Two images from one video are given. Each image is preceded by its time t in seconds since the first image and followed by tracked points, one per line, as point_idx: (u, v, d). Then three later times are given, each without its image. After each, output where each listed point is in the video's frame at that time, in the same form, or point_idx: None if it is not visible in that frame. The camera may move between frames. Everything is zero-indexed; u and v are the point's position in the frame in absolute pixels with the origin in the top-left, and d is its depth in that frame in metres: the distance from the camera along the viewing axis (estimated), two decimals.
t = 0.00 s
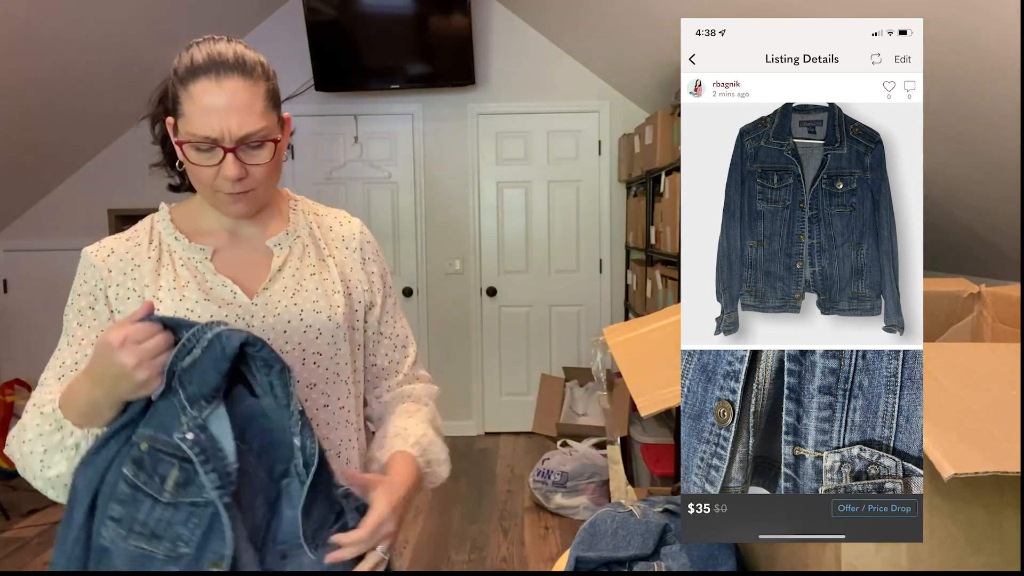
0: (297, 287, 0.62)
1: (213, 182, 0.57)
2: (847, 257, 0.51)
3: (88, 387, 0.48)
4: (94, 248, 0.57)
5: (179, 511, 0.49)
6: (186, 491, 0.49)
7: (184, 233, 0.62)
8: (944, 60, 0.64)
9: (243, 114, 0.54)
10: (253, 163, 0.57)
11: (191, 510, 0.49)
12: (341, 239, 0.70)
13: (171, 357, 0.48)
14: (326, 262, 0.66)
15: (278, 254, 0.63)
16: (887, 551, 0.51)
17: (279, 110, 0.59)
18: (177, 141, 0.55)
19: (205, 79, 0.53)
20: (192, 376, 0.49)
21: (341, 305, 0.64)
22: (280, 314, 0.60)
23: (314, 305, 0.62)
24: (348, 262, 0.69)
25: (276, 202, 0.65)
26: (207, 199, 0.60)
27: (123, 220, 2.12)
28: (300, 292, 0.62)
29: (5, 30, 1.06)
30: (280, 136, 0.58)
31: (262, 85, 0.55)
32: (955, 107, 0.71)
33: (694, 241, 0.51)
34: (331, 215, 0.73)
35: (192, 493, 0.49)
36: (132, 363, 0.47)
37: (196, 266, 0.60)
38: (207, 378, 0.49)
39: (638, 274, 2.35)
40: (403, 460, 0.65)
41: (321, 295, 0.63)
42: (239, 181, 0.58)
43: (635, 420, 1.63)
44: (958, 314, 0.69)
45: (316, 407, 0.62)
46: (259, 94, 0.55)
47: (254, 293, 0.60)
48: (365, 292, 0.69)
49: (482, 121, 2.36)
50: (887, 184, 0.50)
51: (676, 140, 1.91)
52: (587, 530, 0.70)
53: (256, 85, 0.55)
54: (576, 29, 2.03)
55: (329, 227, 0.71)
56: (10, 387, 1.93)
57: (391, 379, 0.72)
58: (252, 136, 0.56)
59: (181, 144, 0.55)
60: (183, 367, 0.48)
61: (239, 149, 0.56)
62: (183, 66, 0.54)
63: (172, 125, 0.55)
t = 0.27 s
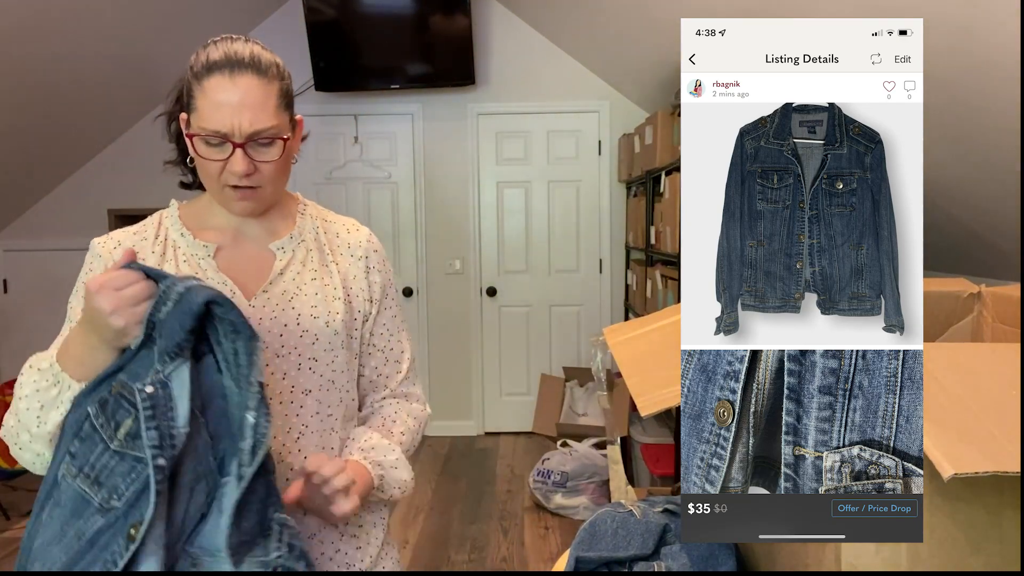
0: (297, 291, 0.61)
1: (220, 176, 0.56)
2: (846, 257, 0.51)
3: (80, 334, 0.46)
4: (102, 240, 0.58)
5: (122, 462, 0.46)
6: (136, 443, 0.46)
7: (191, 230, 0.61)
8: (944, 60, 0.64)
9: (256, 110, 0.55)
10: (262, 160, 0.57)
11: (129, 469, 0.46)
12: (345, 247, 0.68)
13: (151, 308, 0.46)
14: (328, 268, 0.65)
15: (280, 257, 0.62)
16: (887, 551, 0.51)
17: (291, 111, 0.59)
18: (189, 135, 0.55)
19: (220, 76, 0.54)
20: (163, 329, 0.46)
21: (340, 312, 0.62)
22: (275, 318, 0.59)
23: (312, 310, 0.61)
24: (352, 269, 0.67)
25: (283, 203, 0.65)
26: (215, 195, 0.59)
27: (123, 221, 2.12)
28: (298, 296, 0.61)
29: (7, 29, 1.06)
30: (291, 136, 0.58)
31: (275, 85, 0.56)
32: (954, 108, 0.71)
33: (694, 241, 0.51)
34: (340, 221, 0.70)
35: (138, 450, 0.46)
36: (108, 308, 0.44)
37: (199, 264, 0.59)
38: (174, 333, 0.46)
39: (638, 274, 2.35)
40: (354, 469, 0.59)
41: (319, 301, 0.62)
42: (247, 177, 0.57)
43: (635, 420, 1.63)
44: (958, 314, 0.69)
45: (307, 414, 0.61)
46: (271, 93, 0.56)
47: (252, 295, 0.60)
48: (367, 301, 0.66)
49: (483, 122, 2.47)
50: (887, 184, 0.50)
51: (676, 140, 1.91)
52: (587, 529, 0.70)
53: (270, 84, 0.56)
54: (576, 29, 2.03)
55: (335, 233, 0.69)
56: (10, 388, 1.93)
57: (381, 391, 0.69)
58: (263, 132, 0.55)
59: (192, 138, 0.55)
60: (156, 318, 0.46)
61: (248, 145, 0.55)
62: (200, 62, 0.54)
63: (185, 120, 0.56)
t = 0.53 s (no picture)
0: (292, 292, 0.61)
1: (220, 169, 0.56)
2: (846, 257, 0.51)
3: (44, 303, 0.46)
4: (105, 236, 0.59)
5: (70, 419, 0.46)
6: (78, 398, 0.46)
7: (191, 228, 0.62)
8: (944, 61, 0.64)
9: (258, 104, 0.55)
10: (264, 155, 0.56)
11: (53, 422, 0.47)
12: (345, 250, 0.66)
13: (103, 271, 0.45)
14: (326, 269, 0.64)
15: (277, 258, 0.62)
16: (887, 551, 0.51)
17: (295, 109, 0.59)
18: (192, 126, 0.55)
19: (225, 69, 0.54)
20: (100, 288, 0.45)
21: (334, 316, 0.62)
22: (269, 317, 0.60)
23: (305, 311, 0.61)
24: (350, 271, 0.65)
25: (285, 202, 0.65)
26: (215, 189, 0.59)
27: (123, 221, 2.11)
28: (293, 297, 0.61)
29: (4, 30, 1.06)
30: (295, 132, 0.58)
31: (280, 81, 0.56)
32: (954, 108, 0.71)
33: (694, 241, 0.51)
34: (342, 225, 0.69)
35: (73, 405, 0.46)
36: (63, 264, 0.44)
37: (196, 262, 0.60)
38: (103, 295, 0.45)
39: (638, 274, 2.35)
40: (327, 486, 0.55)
41: (313, 303, 0.61)
42: (247, 171, 0.57)
43: (635, 420, 1.62)
44: (959, 313, 0.69)
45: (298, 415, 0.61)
46: (276, 88, 0.56)
47: (246, 296, 0.60)
48: (360, 303, 0.64)
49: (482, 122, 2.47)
50: (887, 184, 0.50)
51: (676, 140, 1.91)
52: (587, 529, 0.71)
53: (275, 80, 0.56)
54: (576, 29, 2.03)
55: (336, 236, 0.68)
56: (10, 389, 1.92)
57: (372, 398, 0.63)
58: (265, 126, 0.55)
59: (195, 129, 0.55)
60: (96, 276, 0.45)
61: (250, 138, 0.55)
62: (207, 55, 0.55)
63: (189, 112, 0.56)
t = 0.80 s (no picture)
0: (282, 291, 0.60)
1: (212, 162, 0.56)
2: (846, 257, 0.51)
3: None
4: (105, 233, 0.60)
5: None
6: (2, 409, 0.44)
7: (188, 225, 0.62)
8: (944, 61, 0.64)
9: (251, 96, 0.55)
10: (256, 148, 0.56)
11: None
12: (341, 247, 0.65)
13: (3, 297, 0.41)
14: (318, 269, 0.63)
15: (270, 256, 0.61)
16: (887, 552, 0.51)
17: (293, 104, 0.59)
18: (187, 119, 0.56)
19: (220, 62, 0.54)
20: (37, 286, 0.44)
21: (325, 318, 0.61)
22: (259, 315, 0.59)
23: (294, 311, 0.60)
24: (343, 269, 0.64)
25: (283, 198, 0.64)
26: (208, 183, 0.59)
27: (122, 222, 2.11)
28: (284, 296, 0.60)
29: (4, 30, 1.06)
30: (290, 126, 0.58)
31: (275, 75, 0.56)
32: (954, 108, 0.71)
33: (694, 240, 0.50)
34: (341, 224, 0.68)
35: None
36: None
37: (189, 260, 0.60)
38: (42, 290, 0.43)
39: (638, 274, 2.35)
40: (319, 443, 0.51)
41: (303, 303, 0.61)
42: (239, 164, 0.57)
43: (635, 420, 1.62)
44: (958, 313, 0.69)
45: (286, 417, 0.59)
46: (271, 82, 0.56)
47: (236, 294, 0.59)
48: (353, 301, 0.63)
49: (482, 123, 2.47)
50: (887, 184, 0.50)
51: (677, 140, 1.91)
52: (587, 530, 0.71)
53: (270, 74, 0.56)
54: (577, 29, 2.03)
55: (331, 235, 0.67)
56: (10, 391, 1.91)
57: (371, 388, 0.61)
58: (258, 119, 0.55)
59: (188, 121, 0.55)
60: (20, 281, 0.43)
61: (242, 131, 0.55)
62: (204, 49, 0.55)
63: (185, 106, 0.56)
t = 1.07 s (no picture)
0: (281, 287, 0.60)
1: (207, 162, 0.58)
2: (846, 257, 0.51)
3: None
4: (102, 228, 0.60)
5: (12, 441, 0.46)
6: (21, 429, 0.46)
7: (184, 225, 0.62)
8: (945, 61, 0.64)
9: (240, 96, 0.57)
10: (249, 146, 0.58)
11: None
12: (339, 238, 0.66)
13: None
14: (318, 263, 0.63)
15: (269, 252, 0.62)
16: (889, 552, 0.51)
17: (284, 100, 0.61)
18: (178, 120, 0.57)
19: (208, 62, 0.56)
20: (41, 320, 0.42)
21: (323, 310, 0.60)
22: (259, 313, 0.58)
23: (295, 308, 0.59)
24: (340, 260, 0.65)
25: (279, 195, 0.65)
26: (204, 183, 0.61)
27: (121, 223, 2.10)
28: (284, 292, 0.60)
29: (4, 30, 1.05)
30: (281, 122, 0.60)
31: (264, 71, 0.58)
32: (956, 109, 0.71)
33: (694, 240, 0.50)
34: (336, 216, 0.69)
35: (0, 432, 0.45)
36: None
37: (186, 259, 0.60)
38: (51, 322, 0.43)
39: (638, 274, 2.35)
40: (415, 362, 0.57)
41: (302, 298, 0.60)
42: (232, 163, 0.58)
43: (635, 420, 1.62)
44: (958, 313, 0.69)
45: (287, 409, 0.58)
46: (259, 78, 0.58)
47: (236, 292, 0.59)
48: (359, 287, 0.64)
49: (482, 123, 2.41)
50: (887, 184, 0.50)
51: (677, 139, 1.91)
52: (587, 531, 0.71)
53: (258, 70, 0.58)
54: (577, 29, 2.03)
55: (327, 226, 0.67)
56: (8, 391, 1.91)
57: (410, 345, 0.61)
58: (249, 116, 0.57)
59: (179, 123, 0.57)
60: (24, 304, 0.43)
61: (234, 129, 0.57)
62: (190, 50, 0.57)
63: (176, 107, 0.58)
